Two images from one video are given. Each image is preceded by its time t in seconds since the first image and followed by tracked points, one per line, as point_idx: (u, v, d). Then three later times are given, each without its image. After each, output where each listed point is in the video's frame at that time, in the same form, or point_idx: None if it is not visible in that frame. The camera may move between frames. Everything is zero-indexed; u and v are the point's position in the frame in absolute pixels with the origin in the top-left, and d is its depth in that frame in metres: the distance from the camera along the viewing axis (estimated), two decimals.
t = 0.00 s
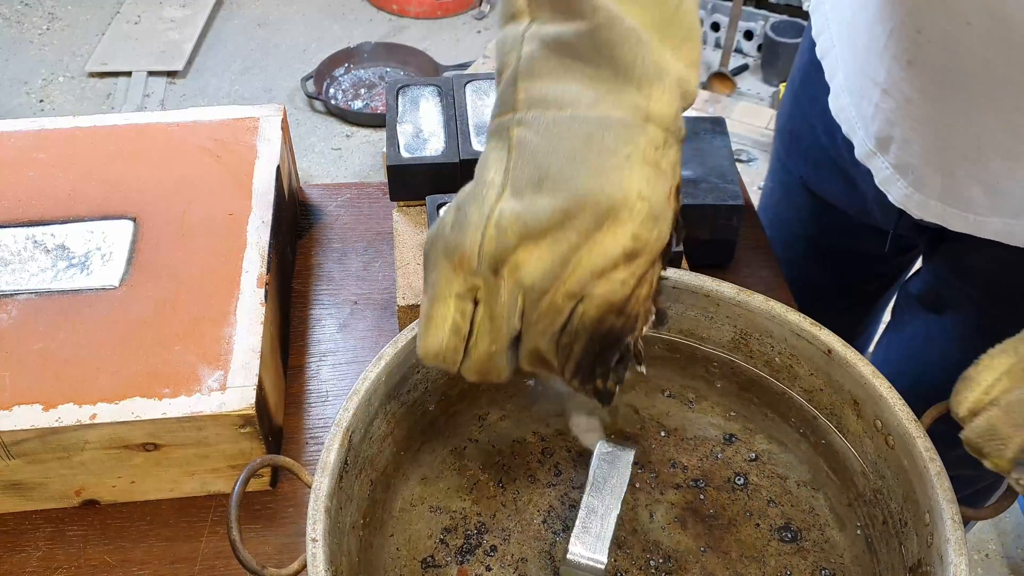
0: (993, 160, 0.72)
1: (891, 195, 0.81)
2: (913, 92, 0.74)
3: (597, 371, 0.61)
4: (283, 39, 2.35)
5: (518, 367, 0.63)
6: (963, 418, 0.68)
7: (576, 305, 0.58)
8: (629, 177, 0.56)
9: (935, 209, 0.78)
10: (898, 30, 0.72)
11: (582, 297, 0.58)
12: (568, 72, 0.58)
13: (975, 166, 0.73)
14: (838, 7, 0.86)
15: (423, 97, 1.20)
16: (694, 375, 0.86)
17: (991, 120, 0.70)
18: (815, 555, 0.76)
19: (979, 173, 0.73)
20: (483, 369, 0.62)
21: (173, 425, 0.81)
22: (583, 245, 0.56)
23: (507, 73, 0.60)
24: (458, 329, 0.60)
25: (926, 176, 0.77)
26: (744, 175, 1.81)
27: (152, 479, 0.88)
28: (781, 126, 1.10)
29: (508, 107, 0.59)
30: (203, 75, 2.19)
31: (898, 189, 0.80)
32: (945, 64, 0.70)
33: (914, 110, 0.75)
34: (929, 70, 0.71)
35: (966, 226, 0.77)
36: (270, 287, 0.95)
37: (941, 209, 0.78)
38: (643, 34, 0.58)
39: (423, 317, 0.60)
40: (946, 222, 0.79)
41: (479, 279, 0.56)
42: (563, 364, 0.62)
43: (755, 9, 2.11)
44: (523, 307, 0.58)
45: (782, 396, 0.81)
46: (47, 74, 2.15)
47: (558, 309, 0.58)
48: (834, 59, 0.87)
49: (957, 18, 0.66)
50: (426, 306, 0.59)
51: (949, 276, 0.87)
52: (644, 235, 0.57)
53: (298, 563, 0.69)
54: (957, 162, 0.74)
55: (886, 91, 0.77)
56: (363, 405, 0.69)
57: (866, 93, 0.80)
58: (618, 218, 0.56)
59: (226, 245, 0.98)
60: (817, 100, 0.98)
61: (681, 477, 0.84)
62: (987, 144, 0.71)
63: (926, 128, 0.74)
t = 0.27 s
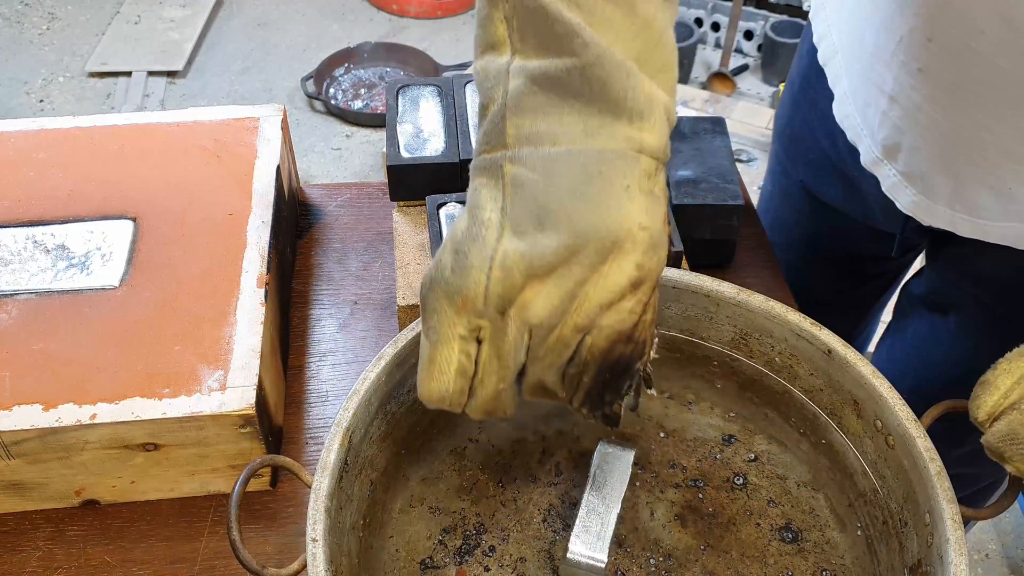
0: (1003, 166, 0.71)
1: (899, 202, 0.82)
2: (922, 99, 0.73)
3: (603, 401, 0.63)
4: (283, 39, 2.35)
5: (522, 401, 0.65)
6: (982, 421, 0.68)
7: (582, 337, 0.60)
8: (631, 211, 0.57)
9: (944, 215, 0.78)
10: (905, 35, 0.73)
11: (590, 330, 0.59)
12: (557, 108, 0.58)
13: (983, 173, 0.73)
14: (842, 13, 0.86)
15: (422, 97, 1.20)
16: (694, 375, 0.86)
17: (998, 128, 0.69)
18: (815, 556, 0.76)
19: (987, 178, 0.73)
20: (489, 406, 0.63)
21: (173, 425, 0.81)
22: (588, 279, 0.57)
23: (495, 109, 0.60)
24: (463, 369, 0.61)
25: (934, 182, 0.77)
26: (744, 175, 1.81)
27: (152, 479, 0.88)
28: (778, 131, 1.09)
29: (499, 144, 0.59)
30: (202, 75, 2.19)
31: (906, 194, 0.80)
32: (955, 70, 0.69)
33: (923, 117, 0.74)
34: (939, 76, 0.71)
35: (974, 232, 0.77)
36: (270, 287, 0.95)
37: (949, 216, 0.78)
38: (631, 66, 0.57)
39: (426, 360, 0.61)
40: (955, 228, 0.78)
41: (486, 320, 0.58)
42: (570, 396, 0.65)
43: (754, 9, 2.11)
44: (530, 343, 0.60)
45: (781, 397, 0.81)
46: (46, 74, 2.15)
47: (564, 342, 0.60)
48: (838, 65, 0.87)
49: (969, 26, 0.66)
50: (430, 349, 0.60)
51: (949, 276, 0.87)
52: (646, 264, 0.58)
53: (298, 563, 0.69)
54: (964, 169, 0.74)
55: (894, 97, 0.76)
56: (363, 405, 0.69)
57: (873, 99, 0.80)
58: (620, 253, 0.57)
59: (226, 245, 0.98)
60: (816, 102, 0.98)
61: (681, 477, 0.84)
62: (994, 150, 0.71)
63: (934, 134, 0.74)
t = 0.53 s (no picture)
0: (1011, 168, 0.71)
1: (904, 204, 0.81)
2: (927, 100, 0.73)
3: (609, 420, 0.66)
4: (283, 39, 2.35)
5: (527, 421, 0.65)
6: (985, 420, 0.68)
7: (594, 361, 0.61)
8: (642, 235, 0.56)
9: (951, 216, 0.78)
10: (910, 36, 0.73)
11: (604, 353, 0.60)
12: (567, 135, 0.53)
13: (988, 174, 0.73)
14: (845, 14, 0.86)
15: (422, 97, 1.20)
16: (694, 375, 0.86)
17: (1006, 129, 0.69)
18: (815, 556, 0.76)
19: (994, 179, 0.72)
20: (498, 432, 0.62)
21: (173, 425, 0.81)
22: (604, 304, 0.57)
23: (499, 137, 0.52)
24: (476, 401, 0.59)
25: (940, 184, 0.76)
26: (744, 174, 1.81)
27: (151, 479, 0.88)
28: (779, 132, 1.09)
29: (508, 170, 0.53)
30: (202, 74, 2.19)
31: (911, 196, 0.80)
32: (962, 71, 0.69)
33: (928, 118, 0.74)
34: (946, 77, 0.71)
35: (982, 233, 0.77)
36: (270, 287, 0.95)
37: (956, 217, 0.77)
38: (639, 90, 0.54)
39: (436, 395, 0.58)
40: (962, 229, 0.78)
41: (502, 351, 0.56)
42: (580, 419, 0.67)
43: (754, 8, 2.11)
44: (544, 369, 0.59)
45: (781, 397, 0.81)
46: (46, 74, 2.15)
47: (578, 365, 0.60)
48: (840, 68, 0.87)
49: (977, 27, 0.66)
50: (442, 384, 0.57)
51: (949, 275, 0.87)
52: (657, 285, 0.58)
53: (298, 564, 0.69)
54: (970, 171, 0.74)
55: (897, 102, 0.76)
56: (363, 405, 0.68)
57: (877, 101, 0.80)
58: (631, 279, 0.56)
59: (226, 245, 0.97)
60: (819, 104, 0.98)
61: (681, 476, 0.84)
62: (999, 151, 0.71)
63: (940, 136, 0.74)
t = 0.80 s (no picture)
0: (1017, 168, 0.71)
1: (903, 203, 0.81)
2: (930, 97, 0.74)
3: (654, 365, 0.60)
4: (282, 39, 2.35)
5: (568, 378, 0.60)
6: (994, 427, 0.68)
7: (633, 305, 0.56)
8: (676, 160, 0.50)
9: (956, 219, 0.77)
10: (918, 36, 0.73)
11: (639, 292, 0.55)
12: (592, 59, 0.49)
13: (991, 171, 0.72)
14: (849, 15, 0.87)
15: (422, 97, 1.20)
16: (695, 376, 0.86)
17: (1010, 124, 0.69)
18: (814, 556, 0.76)
19: (996, 179, 0.72)
20: (532, 382, 0.59)
21: (173, 425, 0.81)
22: (636, 233, 0.52)
23: (521, 65, 0.50)
24: (501, 346, 0.58)
25: (941, 183, 0.76)
26: (744, 174, 1.81)
27: (151, 479, 0.88)
28: (777, 131, 1.11)
29: (529, 93, 0.50)
30: (202, 74, 2.19)
31: (911, 196, 0.79)
32: (971, 70, 0.70)
33: (930, 116, 0.74)
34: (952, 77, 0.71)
35: (981, 236, 0.76)
36: (270, 287, 0.95)
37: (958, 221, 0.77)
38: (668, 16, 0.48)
39: (460, 337, 0.59)
40: (961, 232, 0.77)
41: (522, 283, 0.54)
42: (623, 365, 0.60)
43: (754, 9, 2.11)
44: (572, 317, 0.56)
45: (783, 396, 0.81)
46: (46, 74, 2.15)
47: (610, 308, 0.56)
48: (842, 66, 0.87)
49: (981, 22, 0.67)
50: (465, 326, 0.58)
51: (947, 276, 0.87)
52: (695, 219, 0.52)
53: (298, 564, 0.69)
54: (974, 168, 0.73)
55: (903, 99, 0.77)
56: (363, 405, 0.68)
57: (880, 99, 0.80)
58: (665, 204, 0.51)
59: (226, 245, 0.98)
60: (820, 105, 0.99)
61: (682, 477, 0.84)
62: (1006, 151, 0.71)
63: (942, 133, 0.74)
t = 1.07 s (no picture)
0: (1007, 165, 0.72)
1: (888, 198, 0.81)
2: (918, 91, 0.73)
3: (635, 179, 0.67)
4: (283, 39, 2.35)
5: (557, 199, 0.68)
6: (981, 421, 0.69)
7: (615, 105, 0.64)
8: None
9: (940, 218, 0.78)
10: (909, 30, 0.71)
11: (619, 92, 0.63)
12: None
13: (979, 168, 0.73)
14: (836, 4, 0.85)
15: (422, 97, 1.19)
16: (695, 376, 0.87)
17: (1000, 120, 0.70)
18: (815, 555, 0.75)
19: (984, 176, 0.73)
20: (523, 202, 0.67)
21: (173, 425, 0.81)
22: (615, 31, 0.62)
23: None
24: (490, 150, 0.66)
25: (927, 181, 0.77)
26: (744, 174, 1.81)
27: (151, 479, 0.88)
28: (768, 129, 1.12)
29: None
30: (202, 74, 2.19)
31: (895, 192, 0.80)
32: (963, 66, 0.69)
33: (921, 111, 0.74)
34: (942, 74, 0.71)
35: (965, 232, 0.77)
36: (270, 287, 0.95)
37: (939, 221, 0.78)
38: None
39: (459, 146, 0.68)
40: (945, 228, 0.79)
41: (510, 86, 0.65)
42: (610, 186, 0.67)
43: (754, 9, 2.11)
44: (558, 120, 0.65)
45: (782, 398, 0.82)
46: (46, 73, 2.15)
47: (594, 111, 0.64)
48: (830, 59, 0.87)
49: (970, 15, 0.66)
50: (461, 134, 0.67)
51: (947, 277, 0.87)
52: (681, 21, 0.62)
53: (298, 564, 0.69)
54: (960, 165, 0.74)
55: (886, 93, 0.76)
56: (363, 405, 0.68)
57: (866, 94, 0.79)
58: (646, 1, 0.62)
59: (227, 245, 0.98)
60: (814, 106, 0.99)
61: (682, 475, 0.83)
62: (997, 148, 0.71)
63: (931, 130, 0.74)
